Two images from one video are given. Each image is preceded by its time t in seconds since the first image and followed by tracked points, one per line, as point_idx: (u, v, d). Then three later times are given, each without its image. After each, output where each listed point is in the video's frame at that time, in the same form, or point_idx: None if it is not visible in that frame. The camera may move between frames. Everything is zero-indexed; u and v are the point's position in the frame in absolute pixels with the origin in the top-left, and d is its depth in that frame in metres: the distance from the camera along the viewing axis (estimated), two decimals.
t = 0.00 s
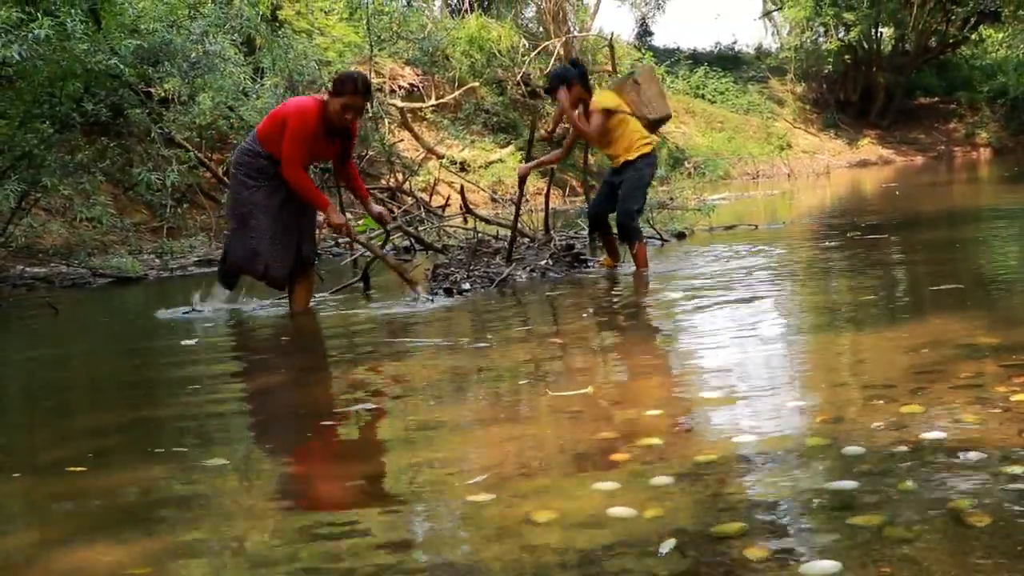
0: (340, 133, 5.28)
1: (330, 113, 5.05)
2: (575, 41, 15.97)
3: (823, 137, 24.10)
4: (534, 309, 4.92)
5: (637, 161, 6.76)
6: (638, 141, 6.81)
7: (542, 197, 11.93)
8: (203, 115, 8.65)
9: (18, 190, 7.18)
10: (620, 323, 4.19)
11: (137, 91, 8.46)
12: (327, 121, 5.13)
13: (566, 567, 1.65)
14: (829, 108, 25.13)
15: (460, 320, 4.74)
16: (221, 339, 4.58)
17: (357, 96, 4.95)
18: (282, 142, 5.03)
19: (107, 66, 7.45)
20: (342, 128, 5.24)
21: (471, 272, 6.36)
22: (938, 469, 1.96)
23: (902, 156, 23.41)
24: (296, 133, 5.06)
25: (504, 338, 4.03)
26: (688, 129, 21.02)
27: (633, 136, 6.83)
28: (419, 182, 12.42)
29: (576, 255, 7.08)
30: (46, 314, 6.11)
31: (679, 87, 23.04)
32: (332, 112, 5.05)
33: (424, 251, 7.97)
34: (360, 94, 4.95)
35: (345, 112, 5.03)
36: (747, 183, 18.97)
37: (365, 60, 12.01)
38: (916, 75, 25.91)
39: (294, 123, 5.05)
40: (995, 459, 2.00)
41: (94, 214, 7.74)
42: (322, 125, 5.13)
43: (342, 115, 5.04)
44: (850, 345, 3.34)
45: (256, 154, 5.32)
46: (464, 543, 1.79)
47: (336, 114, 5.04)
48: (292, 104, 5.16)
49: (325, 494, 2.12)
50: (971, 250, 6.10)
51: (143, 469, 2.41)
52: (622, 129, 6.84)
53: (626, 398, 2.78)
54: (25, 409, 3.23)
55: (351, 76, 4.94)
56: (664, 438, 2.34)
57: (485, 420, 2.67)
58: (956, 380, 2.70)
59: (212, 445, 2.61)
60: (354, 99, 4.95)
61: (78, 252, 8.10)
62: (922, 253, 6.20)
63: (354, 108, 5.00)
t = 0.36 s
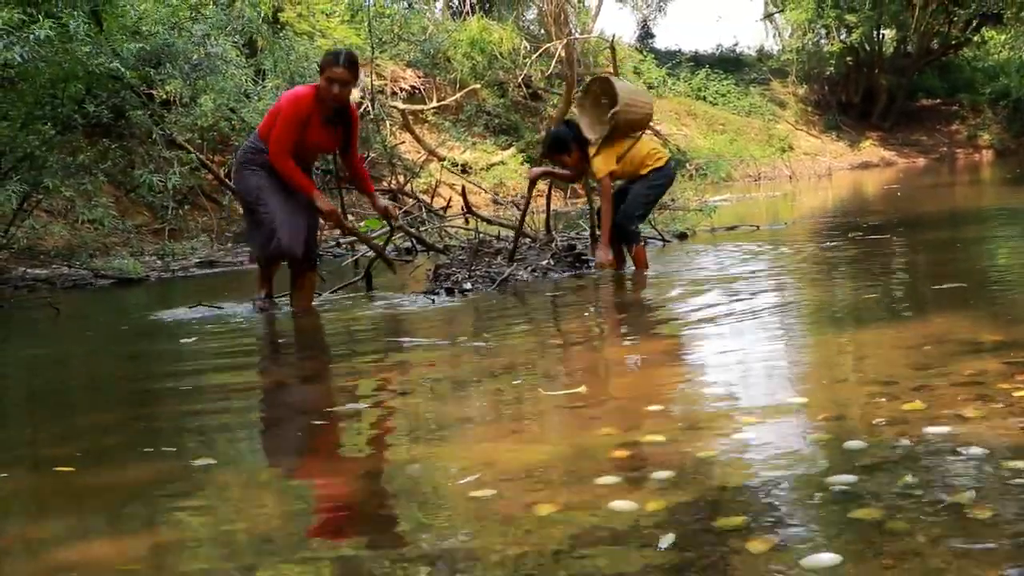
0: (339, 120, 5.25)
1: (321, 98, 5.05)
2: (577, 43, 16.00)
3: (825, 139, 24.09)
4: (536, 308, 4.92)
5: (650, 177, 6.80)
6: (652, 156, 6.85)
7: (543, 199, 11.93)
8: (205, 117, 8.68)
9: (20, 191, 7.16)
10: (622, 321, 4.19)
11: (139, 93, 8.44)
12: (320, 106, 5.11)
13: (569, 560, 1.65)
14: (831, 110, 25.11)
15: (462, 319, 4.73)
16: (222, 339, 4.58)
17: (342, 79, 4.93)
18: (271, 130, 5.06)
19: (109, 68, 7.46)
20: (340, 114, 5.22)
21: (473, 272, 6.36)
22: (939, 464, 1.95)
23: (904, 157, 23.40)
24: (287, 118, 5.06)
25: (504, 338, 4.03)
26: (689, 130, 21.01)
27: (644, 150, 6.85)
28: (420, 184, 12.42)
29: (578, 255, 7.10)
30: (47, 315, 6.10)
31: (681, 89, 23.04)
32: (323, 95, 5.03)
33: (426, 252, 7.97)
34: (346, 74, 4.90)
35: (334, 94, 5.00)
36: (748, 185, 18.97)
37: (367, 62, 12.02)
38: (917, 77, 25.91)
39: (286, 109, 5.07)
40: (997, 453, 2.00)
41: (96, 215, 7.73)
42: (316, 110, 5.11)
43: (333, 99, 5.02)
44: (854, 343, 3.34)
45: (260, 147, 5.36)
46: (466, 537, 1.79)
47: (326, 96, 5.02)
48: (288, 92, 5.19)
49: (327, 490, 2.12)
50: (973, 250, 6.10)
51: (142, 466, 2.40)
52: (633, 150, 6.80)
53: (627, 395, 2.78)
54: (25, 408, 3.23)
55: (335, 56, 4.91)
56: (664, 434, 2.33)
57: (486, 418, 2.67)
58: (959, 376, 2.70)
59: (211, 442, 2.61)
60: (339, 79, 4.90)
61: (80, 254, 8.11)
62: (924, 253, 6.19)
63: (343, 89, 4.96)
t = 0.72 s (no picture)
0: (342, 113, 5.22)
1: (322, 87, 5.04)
2: (582, 46, 16.03)
3: (830, 143, 24.09)
4: (540, 307, 4.92)
5: (656, 179, 6.80)
6: (653, 156, 6.82)
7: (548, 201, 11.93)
8: (210, 117, 8.63)
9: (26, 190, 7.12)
10: (626, 319, 4.19)
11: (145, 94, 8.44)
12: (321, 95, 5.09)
13: (573, 550, 1.65)
14: (836, 114, 25.08)
15: (466, 317, 4.73)
16: (227, 337, 4.57)
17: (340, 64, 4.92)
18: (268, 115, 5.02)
19: (115, 67, 7.47)
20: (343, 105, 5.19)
21: (477, 271, 6.36)
22: (946, 458, 1.94)
23: (909, 162, 23.38)
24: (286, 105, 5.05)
25: (509, 336, 4.03)
26: (694, 134, 21.01)
27: (643, 151, 6.83)
28: (425, 185, 12.43)
29: (582, 255, 7.10)
30: (51, 313, 6.11)
31: (686, 93, 23.04)
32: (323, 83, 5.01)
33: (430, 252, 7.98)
34: (346, 56, 4.93)
35: (334, 81, 4.98)
36: (753, 188, 18.96)
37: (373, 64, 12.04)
38: (922, 81, 25.89)
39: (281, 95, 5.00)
40: (1001, 448, 1.99)
41: (101, 214, 7.73)
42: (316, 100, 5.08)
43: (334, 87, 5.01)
44: (858, 340, 3.33)
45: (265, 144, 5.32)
46: (468, 528, 1.78)
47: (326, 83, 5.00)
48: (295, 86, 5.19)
49: (330, 482, 2.12)
50: (978, 251, 6.09)
51: (145, 459, 2.40)
52: (631, 155, 6.80)
53: (631, 391, 2.78)
54: (28, 403, 3.23)
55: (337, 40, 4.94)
56: (666, 428, 2.34)
57: (491, 413, 2.67)
58: (963, 373, 2.69)
59: (215, 437, 2.60)
60: (339, 61, 4.91)
61: (85, 253, 8.11)
62: (931, 254, 6.19)
63: (342, 73, 4.95)
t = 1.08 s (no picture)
0: (348, 126, 5.20)
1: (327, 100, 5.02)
2: (589, 68, 16.10)
3: (838, 163, 24.08)
4: (549, 324, 4.93)
5: (662, 198, 6.81)
6: (661, 176, 6.82)
7: (556, 222, 11.93)
8: (219, 140, 8.61)
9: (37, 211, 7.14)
10: (636, 335, 4.20)
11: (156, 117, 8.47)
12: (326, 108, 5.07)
13: (586, 556, 1.65)
14: (845, 135, 25.04)
15: (476, 334, 4.74)
16: (237, 355, 4.60)
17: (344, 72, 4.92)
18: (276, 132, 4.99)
19: (126, 90, 7.50)
20: (348, 118, 5.17)
21: (485, 289, 6.38)
22: (956, 467, 1.95)
23: (918, 182, 23.33)
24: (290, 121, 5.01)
25: (520, 351, 4.04)
26: (702, 155, 21.01)
27: (651, 169, 6.84)
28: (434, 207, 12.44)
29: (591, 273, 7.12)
30: (60, 332, 6.13)
31: (694, 114, 23.04)
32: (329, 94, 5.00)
33: (440, 271, 8.00)
34: (351, 63, 4.94)
35: (340, 90, 4.97)
36: (761, 209, 18.96)
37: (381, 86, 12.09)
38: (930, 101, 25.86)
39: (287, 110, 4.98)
40: (1015, 457, 1.99)
41: (111, 236, 7.76)
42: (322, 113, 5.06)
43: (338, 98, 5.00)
44: (868, 355, 3.33)
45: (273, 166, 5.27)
46: (481, 538, 1.79)
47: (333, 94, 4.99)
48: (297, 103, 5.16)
49: (342, 494, 2.12)
50: (988, 268, 6.09)
51: (158, 472, 2.42)
52: (639, 172, 6.81)
53: (641, 404, 2.78)
54: (39, 416, 3.25)
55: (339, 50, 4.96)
56: (676, 439, 2.34)
57: (502, 425, 2.68)
58: (975, 384, 2.69)
59: (225, 450, 2.62)
60: (344, 69, 4.92)
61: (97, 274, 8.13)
62: (942, 271, 6.18)
63: (348, 81, 4.95)
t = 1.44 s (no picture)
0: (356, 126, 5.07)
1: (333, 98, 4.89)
2: (609, 88, 16.14)
3: (858, 183, 23.99)
4: (568, 339, 4.92)
5: (680, 211, 6.80)
6: (682, 189, 6.84)
7: (575, 240, 11.92)
8: (238, 157, 8.58)
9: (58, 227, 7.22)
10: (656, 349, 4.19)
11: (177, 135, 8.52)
12: (333, 106, 4.94)
13: (605, 563, 1.65)
14: (865, 154, 24.96)
15: (496, 349, 4.73)
16: (255, 369, 4.60)
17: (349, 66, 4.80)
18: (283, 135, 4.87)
19: (147, 107, 7.53)
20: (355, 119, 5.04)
21: (505, 305, 6.38)
22: (979, 476, 1.93)
23: (938, 202, 23.19)
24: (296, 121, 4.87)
25: (538, 365, 4.03)
26: (721, 175, 21.00)
27: (672, 181, 6.84)
28: (453, 225, 12.46)
29: (610, 289, 7.11)
30: (82, 346, 6.17)
31: (713, 133, 23.04)
32: (335, 92, 4.87)
33: (459, 287, 8.01)
34: (355, 58, 4.83)
35: (346, 86, 4.84)
36: (781, 228, 18.89)
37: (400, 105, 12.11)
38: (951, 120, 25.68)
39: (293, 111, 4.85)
40: None
41: (132, 253, 7.81)
42: (330, 112, 4.93)
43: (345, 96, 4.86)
44: (891, 367, 3.31)
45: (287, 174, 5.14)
46: (501, 544, 1.78)
47: (339, 90, 4.86)
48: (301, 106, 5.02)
49: (363, 501, 2.12)
50: (1012, 284, 6.03)
51: (176, 481, 2.42)
52: (661, 182, 6.81)
53: (660, 416, 2.77)
54: (61, 427, 3.28)
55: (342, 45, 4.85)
56: (696, 450, 2.33)
57: (520, 437, 2.67)
58: (1000, 397, 2.67)
59: (242, 460, 2.62)
60: (348, 63, 4.79)
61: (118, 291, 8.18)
62: (964, 287, 6.13)
63: (354, 76, 4.83)
